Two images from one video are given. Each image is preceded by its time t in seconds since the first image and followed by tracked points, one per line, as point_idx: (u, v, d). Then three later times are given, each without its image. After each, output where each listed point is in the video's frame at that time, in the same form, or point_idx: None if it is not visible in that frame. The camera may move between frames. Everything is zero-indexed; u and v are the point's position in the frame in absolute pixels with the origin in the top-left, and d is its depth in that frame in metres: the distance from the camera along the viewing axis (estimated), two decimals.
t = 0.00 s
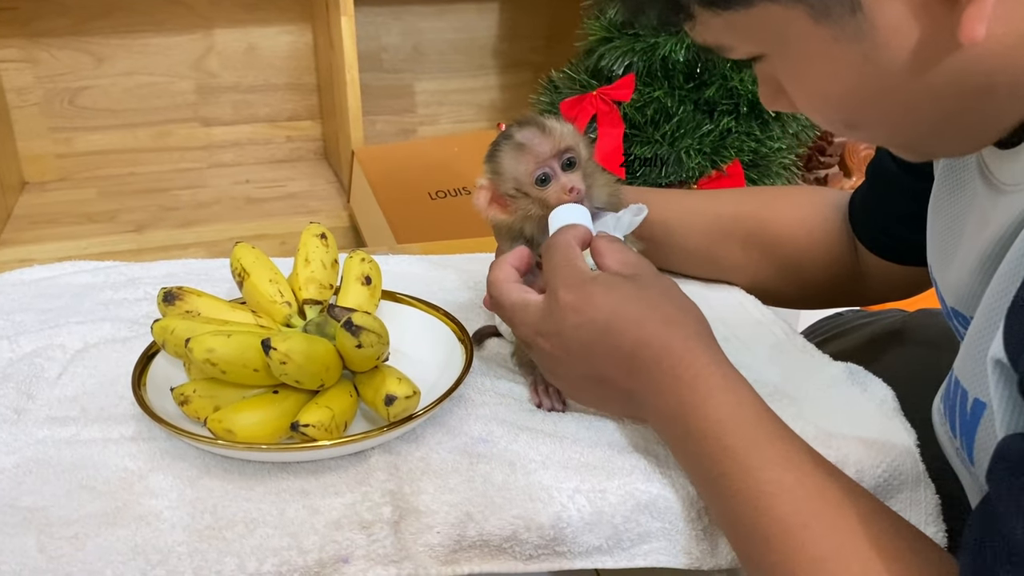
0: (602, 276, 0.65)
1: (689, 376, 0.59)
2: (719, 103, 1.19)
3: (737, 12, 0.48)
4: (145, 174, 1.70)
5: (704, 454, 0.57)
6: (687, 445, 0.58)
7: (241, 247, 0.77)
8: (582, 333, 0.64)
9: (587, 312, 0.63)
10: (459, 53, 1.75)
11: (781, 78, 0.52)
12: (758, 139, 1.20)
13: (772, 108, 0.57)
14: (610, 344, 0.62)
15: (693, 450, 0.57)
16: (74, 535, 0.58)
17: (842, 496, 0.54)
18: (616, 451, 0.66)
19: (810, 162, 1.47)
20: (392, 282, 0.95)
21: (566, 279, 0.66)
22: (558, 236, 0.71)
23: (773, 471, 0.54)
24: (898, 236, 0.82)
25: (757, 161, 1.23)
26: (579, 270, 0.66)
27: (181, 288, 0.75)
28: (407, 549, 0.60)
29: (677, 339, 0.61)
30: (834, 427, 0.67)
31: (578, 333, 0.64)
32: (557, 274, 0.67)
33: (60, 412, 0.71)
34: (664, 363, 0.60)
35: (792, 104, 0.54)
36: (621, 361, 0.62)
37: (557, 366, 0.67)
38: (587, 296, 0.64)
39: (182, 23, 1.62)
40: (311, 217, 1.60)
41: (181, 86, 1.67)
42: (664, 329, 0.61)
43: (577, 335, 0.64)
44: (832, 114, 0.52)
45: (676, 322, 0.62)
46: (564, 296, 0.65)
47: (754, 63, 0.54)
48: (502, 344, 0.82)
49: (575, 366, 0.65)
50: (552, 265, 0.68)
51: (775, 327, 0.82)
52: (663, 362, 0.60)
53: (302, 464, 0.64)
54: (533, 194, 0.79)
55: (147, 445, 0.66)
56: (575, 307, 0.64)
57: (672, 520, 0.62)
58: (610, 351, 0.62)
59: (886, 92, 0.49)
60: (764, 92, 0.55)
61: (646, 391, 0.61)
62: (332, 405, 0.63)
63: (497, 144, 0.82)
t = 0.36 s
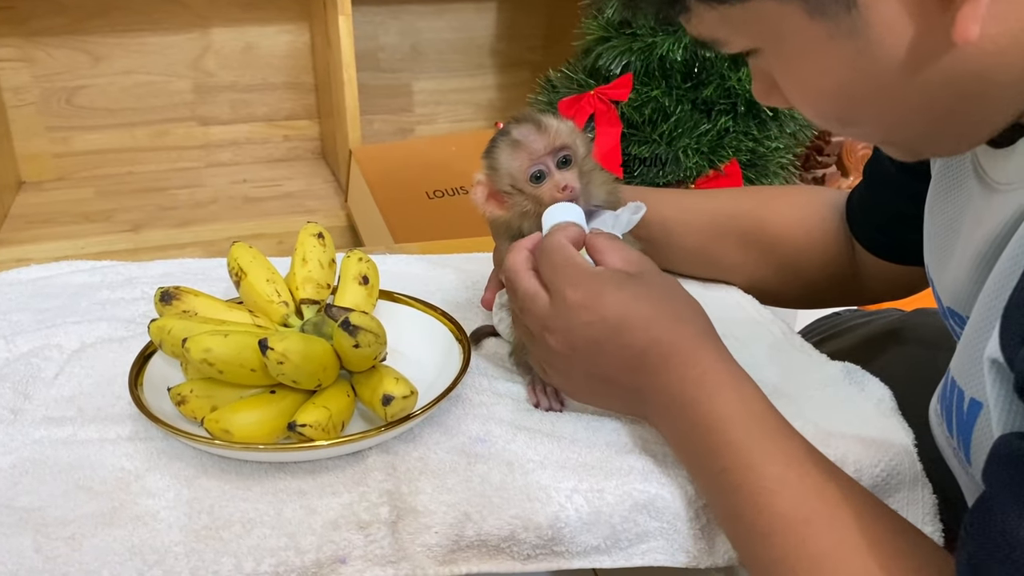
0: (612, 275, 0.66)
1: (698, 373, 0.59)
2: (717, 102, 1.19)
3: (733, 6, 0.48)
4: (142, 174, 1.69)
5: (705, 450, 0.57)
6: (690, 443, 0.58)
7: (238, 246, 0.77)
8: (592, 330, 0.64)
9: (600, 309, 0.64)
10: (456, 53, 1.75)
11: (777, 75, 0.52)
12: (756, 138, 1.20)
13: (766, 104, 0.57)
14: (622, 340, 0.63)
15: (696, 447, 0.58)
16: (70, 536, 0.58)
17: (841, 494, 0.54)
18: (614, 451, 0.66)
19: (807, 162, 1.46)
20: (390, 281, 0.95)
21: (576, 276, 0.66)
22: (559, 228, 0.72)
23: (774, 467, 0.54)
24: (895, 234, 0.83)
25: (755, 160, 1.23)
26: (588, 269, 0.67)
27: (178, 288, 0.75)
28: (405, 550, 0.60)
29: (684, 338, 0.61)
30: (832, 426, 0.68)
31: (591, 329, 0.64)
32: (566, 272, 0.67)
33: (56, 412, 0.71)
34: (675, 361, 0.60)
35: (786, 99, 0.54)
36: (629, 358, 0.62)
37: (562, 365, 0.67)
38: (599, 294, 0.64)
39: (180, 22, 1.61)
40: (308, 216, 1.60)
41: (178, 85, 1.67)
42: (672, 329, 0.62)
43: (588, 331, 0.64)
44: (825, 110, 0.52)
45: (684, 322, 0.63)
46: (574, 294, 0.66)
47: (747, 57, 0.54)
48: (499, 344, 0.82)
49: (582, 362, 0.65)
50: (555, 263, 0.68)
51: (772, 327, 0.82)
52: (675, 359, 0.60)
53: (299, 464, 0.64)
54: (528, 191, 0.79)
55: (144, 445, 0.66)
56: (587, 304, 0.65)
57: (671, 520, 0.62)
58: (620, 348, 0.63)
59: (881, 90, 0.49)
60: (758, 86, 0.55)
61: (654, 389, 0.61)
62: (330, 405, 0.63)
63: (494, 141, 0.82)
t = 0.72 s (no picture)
0: (620, 271, 0.66)
1: (705, 370, 0.59)
2: (715, 102, 1.19)
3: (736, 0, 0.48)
4: (140, 173, 1.69)
5: (707, 449, 0.57)
6: (692, 442, 0.58)
7: (236, 247, 0.77)
8: (603, 326, 0.64)
9: (610, 305, 0.64)
10: (454, 52, 1.75)
11: (777, 71, 0.52)
12: (754, 138, 1.20)
13: (760, 96, 0.56)
14: (631, 336, 0.62)
15: (697, 445, 0.57)
16: (68, 537, 0.58)
17: (843, 493, 0.54)
18: (614, 452, 0.66)
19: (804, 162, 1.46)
20: (388, 281, 0.95)
21: (584, 272, 0.66)
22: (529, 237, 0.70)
23: (778, 465, 0.54)
24: (893, 235, 0.83)
25: (753, 160, 1.23)
26: (595, 265, 0.67)
27: (176, 289, 0.74)
28: (405, 551, 0.60)
29: (693, 334, 0.61)
30: (831, 427, 0.67)
31: (600, 325, 0.64)
32: (574, 269, 0.67)
33: (54, 413, 0.71)
34: (682, 357, 0.60)
35: (780, 93, 0.54)
36: (636, 355, 0.62)
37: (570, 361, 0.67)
38: (609, 290, 0.64)
39: (177, 22, 1.61)
40: (306, 216, 1.60)
41: (176, 85, 1.67)
42: (679, 325, 0.62)
43: (597, 328, 0.64)
44: (820, 106, 0.52)
45: (691, 319, 0.63)
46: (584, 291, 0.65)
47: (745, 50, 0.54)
48: (498, 344, 0.82)
49: (593, 359, 0.65)
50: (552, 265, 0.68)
51: (771, 327, 0.82)
52: (683, 356, 0.60)
53: (297, 465, 0.64)
54: (527, 191, 0.79)
55: (142, 446, 0.66)
56: (596, 300, 0.65)
57: (671, 520, 0.62)
58: (627, 345, 0.62)
59: (881, 89, 0.49)
60: (753, 78, 0.55)
61: (659, 386, 0.61)
62: (328, 405, 0.63)
63: (493, 141, 0.81)
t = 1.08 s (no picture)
0: (619, 271, 0.66)
1: (703, 370, 0.59)
2: (714, 101, 1.19)
3: None
4: (138, 173, 1.69)
5: (709, 448, 0.56)
6: (694, 442, 0.58)
7: (234, 246, 0.77)
8: (601, 327, 0.63)
9: (608, 305, 0.64)
10: (453, 52, 1.75)
11: (776, 69, 0.51)
12: (753, 137, 1.20)
13: (756, 93, 0.56)
14: (629, 337, 0.62)
15: (699, 445, 0.57)
16: (66, 539, 0.57)
17: (845, 493, 0.54)
18: (614, 453, 0.66)
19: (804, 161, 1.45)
20: (386, 281, 0.94)
21: (582, 272, 0.66)
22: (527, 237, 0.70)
23: (781, 464, 0.54)
24: (894, 235, 0.82)
25: (752, 160, 1.23)
26: (594, 265, 0.67)
27: (174, 288, 0.74)
28: (403, 553, 0.59)
29: (691, 336, 0.61)
30: (831, 427, 0.67)
31: (598, 325, 0.63)
32: (573, 269, 0.66)
33: (52, 413, 0.70)
34: (682, 356, 0.60)
35: (778, 90, 0.53)
36: (635, 355, 0.62)
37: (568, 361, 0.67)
38: (607, 290, 0.64)
39: (175, 21, 1.61)
40: (305, 216, 1.59)
41: (173, 84, 1.66)
42: (679, 325, 0.61)
43: (595, 328, 0.64)
44: (820, 105, 0.52)
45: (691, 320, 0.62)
46: (582, 291, 0.65)
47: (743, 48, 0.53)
48: (496, 344, 0.82)
49: (591, 360, 0.64)
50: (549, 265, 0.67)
51: (771, 327, 0.82)
52: (682, 356, 0.60)
53: (297, 465, 0.64)
54: (529, 190, 0.79)
55: (140, 446, 0.66)
56: (594, 300, 0.64)
57: (671, 521, 0.62)
58: (626, 345, 0.62)
59: (882, 88, 0.48)
60: (750, 75, 0.55)
61: (659, 385, 0.60)
62: (327, 406, 0.63)
63: (494, 140, 0.81)
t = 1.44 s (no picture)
0: (612, 272, 0.65)
1: (701, 371, 0.59)
2: (712, 101, 1.19)
3: None
4: (136, 173, 1.68)
5: (709, 449, 0.57)
6: (693, 443, 0.58)
7: (232, 247, 0.77)
8: (596, 329, 0.63)
9: (602, 307, 0.63)
10: (451, 51, 1.74)
11: (782, 68, 0.51)
12: (752, 137, 1.20)
13: (766, 97, 0.56)
14: (626, 339, 0.62)
15: (699, 446, 0.57)
16: (64, 540, 0.57)
17: (845, 493, 0.54)
18: (614, 453, 0.66)
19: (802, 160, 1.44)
20: (385, 282, 0.94)
21: (575, 274, 0.65)
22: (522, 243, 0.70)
23: (781, 464, 0.54)
24: (896, 235, 0.82)
25: (751, 160, 1.23)
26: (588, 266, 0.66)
27: (172, 289, 0.74)
28: (402, 554, 0.59)
29: (688, 337, 0.61)
30: (830, 427, 0.67)
31: (594, 328, 0.63)
32: (566, 272, 0.66)
33: (49, 414, 0.70)
34: (678, 357, 0.60)
35: (789, 93, 0.53)
36: (632, 357, 0.62)
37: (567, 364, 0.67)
38: (600, 291, 0.64)
39: (173, 21, 1.61)
40: (303, 216, 1.59)
41: (172, 84, 1.66)
42: (673, 324, 0.61)
43: (591, 331, 0.64)
44: (829, 104, 0.52)
45: (686, 319, 0.62)
46: (576, 293, 0.65)
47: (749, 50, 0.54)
48: (496, 345, 0.82)
49: (588, 362, 0.64)
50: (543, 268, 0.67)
51: (769, 327, 0.82)
52: (680, 356, 0.60)
53: (295, 466, 0.64)
54: (529, 193, 0.78)
55: (138, 448, 0.66)
56: (589, 302, 0.64)
57: (670, 522, 0.62)
58: (622, 348, 0.62)
59: (888, 87, 0.48)
60: (761, 79, 0.55)
61: (658, 387, 0.60)
62: (325, 407, 0.63)
63: (493, 141, 0.81)
